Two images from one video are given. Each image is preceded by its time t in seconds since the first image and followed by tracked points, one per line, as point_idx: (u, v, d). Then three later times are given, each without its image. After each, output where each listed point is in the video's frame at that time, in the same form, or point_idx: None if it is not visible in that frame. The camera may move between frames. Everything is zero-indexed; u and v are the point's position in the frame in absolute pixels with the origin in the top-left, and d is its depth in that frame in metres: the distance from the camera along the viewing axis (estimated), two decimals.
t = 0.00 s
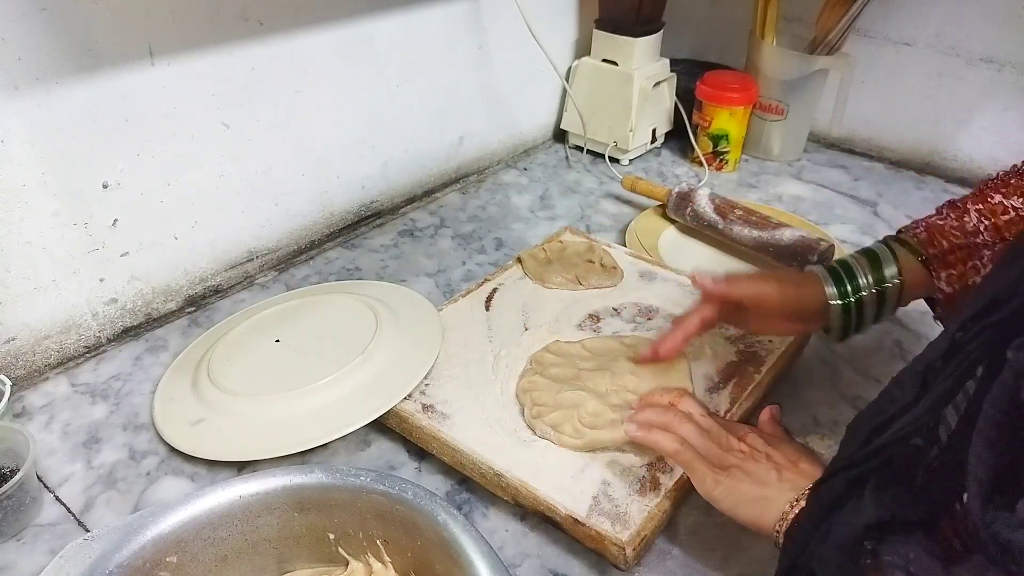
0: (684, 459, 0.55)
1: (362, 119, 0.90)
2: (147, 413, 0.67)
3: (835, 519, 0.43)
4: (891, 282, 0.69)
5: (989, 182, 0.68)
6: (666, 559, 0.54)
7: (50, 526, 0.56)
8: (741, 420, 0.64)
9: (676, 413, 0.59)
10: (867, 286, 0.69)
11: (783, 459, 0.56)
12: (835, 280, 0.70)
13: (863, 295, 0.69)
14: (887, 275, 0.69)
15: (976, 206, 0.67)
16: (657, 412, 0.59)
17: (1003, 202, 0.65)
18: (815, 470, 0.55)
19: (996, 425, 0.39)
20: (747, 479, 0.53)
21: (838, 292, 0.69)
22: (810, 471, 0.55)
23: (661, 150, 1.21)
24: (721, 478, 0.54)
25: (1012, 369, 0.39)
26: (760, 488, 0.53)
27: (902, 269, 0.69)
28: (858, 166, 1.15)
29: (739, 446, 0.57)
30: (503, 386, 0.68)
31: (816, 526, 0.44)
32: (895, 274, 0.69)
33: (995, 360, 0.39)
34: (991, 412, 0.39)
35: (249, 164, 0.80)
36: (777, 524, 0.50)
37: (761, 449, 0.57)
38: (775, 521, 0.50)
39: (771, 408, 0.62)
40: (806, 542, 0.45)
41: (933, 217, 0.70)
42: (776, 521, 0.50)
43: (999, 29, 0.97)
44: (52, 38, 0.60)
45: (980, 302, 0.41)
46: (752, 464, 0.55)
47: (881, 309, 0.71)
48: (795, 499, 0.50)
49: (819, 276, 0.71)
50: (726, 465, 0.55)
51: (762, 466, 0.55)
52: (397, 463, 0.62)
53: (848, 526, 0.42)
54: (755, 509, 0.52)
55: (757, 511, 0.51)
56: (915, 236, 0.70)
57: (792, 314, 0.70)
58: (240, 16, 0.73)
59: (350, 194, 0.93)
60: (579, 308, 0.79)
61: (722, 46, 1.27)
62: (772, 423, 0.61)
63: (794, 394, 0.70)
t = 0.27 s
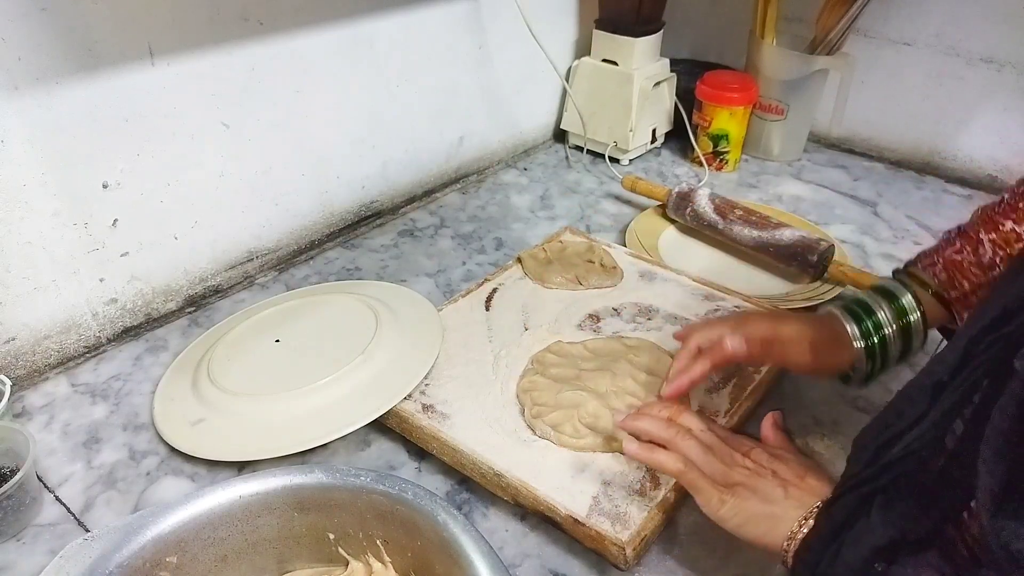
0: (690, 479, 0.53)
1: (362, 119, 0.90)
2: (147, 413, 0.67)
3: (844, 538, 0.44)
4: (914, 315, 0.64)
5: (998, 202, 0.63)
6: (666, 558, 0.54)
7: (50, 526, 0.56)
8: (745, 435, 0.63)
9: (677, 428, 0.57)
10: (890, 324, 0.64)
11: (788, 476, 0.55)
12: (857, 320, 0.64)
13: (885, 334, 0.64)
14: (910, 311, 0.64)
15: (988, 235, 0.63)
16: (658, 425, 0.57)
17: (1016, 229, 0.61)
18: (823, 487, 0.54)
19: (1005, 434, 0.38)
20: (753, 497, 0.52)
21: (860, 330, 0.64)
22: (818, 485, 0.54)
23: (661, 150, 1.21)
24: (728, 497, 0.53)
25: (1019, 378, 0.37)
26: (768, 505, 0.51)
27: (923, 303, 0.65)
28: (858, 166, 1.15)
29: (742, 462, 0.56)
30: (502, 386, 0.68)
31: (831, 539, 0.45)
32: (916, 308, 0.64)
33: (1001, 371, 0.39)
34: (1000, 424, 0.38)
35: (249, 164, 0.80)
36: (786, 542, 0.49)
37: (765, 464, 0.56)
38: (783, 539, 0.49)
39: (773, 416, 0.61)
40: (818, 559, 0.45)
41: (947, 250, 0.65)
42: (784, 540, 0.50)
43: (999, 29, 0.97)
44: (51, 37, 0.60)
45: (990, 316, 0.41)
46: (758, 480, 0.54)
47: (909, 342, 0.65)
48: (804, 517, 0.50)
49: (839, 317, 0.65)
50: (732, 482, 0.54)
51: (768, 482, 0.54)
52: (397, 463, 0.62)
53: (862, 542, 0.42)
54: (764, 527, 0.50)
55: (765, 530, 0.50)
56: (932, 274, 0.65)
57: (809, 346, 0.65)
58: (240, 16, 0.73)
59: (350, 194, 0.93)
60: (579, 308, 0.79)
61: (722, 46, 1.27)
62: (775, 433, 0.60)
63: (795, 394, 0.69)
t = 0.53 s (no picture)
0: (669, 480, 0.51)
1: (362, 119, 0.90)
2: (147, 413, 0.67)
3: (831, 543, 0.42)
4: (891, 301, 0.69)
5: (980, 201, 0.70)
6: (666, 558, 0.54)
7: (49, 526, 0.56)
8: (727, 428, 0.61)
9: (657, 424, 0.54)
10: (867, 307, 0.69)
11: (770, 468, 0.53)
12: (835, 300, 0.70)
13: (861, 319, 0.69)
14: (887, 295, 0.70)
15: (970, 226, 0.69)
16: (637, 421, 0.54)
17: (998, 222, 0.67)
18: (806, 478, 0.52)
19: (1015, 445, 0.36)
20: (734, 496, 0.50)
21: (837, 312, 0.69)
22: (800, 478, 0.52)
23: (661, 150, 1.21)
24: (708, 497, 0.51)
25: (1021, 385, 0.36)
26: (750, 506, 0.50)
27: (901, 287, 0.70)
28: (858, 166, 1.15)
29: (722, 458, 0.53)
30: (502, 386, 0.67)
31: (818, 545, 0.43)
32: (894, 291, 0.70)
33: (998, 374, 0.37)
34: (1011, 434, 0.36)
35: (249, 164, 0.80)
36: (772, 543, 0.48)
37: (746, 458, 0.54)
38: (768, 540, 0.48)
39: (756, 391, 0.61)
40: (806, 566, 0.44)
41: (928, 239, 0.71)
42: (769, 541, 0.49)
43: (999, 29, 0.97)
44: (52, 38, 0.60)
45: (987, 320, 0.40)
46: (739, 476, 0.52)
47: (881, 327, 0.70)
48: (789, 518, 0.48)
49: (821, 298, 0.71)
50: (712, 479, 0.52)
51: (750, 478, 0.52)
52: (397, 463, 0.62)
53: (850, 551, 0.40)
54: (747, 529, 0.49)
55: (747, 531, 0.49)
56: (911, 259, 0.71)
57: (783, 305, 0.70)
58: (240, 16, 0.73)
59: (350, 194, 0.93)
60: (579, 308, 0.79)
61: (722, 46, 1.27)
62: (757, 408, 0.60)
63: (795, 394, 0.69)
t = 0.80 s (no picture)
0: (638, 496, 0.52)
1: (362, 118, 0.90)
2: (147, 413, 0.67)
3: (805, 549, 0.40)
4: (843, 310, 0.68)
5: (936, 214, 0.72)
6: (667, 558, 0.54)
7: (49, 526, 0.56)
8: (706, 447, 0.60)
9: (628, 444, 0.55)
10: (822, 321, 0.68)
11: (739, 484, 0.52)
12: (783, 316, 0.68)
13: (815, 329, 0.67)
14: (838, 306, 0.68)
15: (929, 243, 0.69)
16: (608, 442, 0.55)
17: (957, 238, 0.69)
18: (775, 493, 0.51)
19: (995, 440, 0.33)
20: (701, 512, 0.50)
21: (788, 327, 0.67)
22: (769, 494, 0.51)
23: (661, 150, 1.21)
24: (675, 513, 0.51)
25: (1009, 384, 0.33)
26: (716, 522, 0.49)
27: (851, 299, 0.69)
28: (858, 166, 1.15)
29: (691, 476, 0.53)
30: (502, 386, 0.67)
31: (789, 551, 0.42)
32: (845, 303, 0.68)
33: (987, 371, 0.34)
34: (991, 430, 0.33)
35: (249, 164, 0.80)
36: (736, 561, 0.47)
37: (717, 474, 0.53)
38: (734, 557, 0.47)
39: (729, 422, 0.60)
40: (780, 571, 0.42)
41: (884, 257, 0.69)
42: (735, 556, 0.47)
43: (999, 29, 0.97)
44: (52, 38, 0.60)
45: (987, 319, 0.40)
46: (706, 493, 0.51)
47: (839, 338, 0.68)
48: (757, 532, 0.47)
49: (768, 317, 0.69)
50: (679, 497, 0.52)
51: (717, 495, 0.51)
52: (397, 463, 0.62)
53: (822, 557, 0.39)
54: (714, 544, 0.48)
55: (714, 544, 0.48)
56: (870, 279, 0.69)
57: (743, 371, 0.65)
58: (240, 16, 0.73)
59: (350, 194, 0.93)
60: (579, 308, 0.79)
61: (722, 46, 1.27)
62: (731, 440, 0.58)
63: (795, 394, 0.69)
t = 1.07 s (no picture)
0: (627, 492, 0.50)
1: (362, 119, 0.90)
2: (147, 413, 0.67)
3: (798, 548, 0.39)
4: (800, 224, 0.69)
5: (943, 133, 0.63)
6: (666, 558, 0.54)
7: (49, 526, 0.56)
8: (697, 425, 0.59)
9: (616, 431, 0.53)
10: (775, 227, 0.69)
11: (732, 473, 0.49)
12: (745, 219, 0.70)
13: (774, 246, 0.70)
14: (796, 215, 0.69)
15: (899, 163, 0.64)
16: (597, 429, 0.53)
17: (926, 164, 0.62)
18: (770, 482, 0.48)
19: (998, 444, 0.35)
20: (692, 504, 0.48)
21: (746, 232, 0.70)
22: (762, 483, 0.47)
23: (661, 149, 1.21)
24: (666, 506, 0.49)
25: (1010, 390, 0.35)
26: (709, 513, 0.47)
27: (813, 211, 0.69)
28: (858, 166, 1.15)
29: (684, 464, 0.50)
30: (502, 386, 0.67)
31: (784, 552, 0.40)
32: (804, 215, 0.68)
33: (982, 373, 0.36)
34: (995, 433, 0.35)
35: (249, 164, 0.79)
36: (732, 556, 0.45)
37: (709, 462, 0.50)
38: (729, 552, 0.45)
39: (719, 394, 0.57)
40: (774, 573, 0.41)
41: (854, 170, 0.67)
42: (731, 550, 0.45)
43: (1000, 29, 0.97)
44: (52, 38, 0.60)
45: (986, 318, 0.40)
46: (697, 484, 0.49)
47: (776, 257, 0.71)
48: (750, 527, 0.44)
49: (733, 216, 0.71)
50: (669, 488, 0.49)
51: (708, 485, 0.48)
52: (397, 463, 0.62)
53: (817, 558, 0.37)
54: (707, 538, 0.46)
55: (709, 538, 0.46)
56: (833, 185, 0.67)
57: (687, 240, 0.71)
58: (240, 16, 0.73)
59: (350, 194, 0.93)
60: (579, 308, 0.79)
61: (722, 46, 1.27)
62: (722, 414, 0.56)
63: (795, 394, 0.70)
